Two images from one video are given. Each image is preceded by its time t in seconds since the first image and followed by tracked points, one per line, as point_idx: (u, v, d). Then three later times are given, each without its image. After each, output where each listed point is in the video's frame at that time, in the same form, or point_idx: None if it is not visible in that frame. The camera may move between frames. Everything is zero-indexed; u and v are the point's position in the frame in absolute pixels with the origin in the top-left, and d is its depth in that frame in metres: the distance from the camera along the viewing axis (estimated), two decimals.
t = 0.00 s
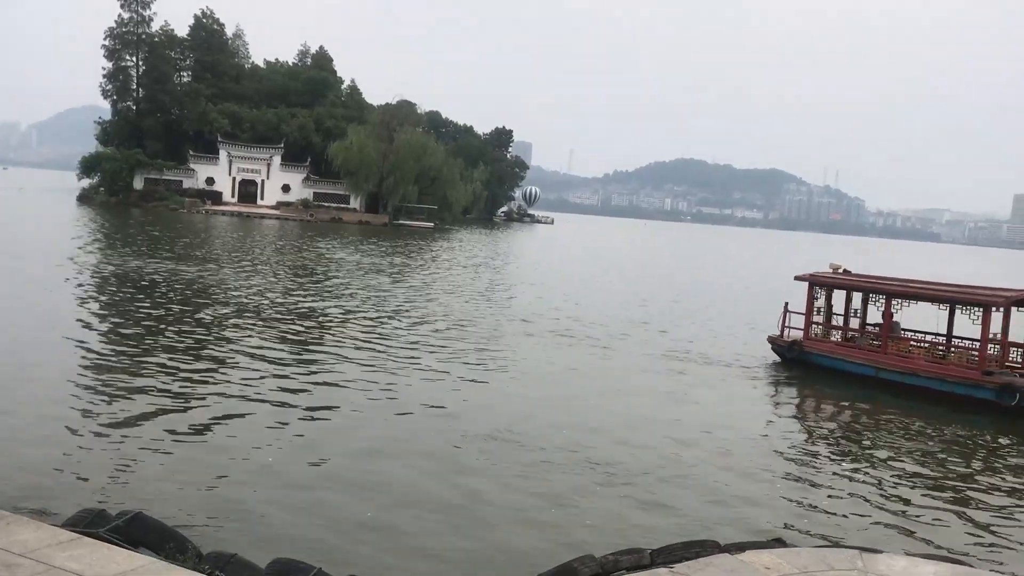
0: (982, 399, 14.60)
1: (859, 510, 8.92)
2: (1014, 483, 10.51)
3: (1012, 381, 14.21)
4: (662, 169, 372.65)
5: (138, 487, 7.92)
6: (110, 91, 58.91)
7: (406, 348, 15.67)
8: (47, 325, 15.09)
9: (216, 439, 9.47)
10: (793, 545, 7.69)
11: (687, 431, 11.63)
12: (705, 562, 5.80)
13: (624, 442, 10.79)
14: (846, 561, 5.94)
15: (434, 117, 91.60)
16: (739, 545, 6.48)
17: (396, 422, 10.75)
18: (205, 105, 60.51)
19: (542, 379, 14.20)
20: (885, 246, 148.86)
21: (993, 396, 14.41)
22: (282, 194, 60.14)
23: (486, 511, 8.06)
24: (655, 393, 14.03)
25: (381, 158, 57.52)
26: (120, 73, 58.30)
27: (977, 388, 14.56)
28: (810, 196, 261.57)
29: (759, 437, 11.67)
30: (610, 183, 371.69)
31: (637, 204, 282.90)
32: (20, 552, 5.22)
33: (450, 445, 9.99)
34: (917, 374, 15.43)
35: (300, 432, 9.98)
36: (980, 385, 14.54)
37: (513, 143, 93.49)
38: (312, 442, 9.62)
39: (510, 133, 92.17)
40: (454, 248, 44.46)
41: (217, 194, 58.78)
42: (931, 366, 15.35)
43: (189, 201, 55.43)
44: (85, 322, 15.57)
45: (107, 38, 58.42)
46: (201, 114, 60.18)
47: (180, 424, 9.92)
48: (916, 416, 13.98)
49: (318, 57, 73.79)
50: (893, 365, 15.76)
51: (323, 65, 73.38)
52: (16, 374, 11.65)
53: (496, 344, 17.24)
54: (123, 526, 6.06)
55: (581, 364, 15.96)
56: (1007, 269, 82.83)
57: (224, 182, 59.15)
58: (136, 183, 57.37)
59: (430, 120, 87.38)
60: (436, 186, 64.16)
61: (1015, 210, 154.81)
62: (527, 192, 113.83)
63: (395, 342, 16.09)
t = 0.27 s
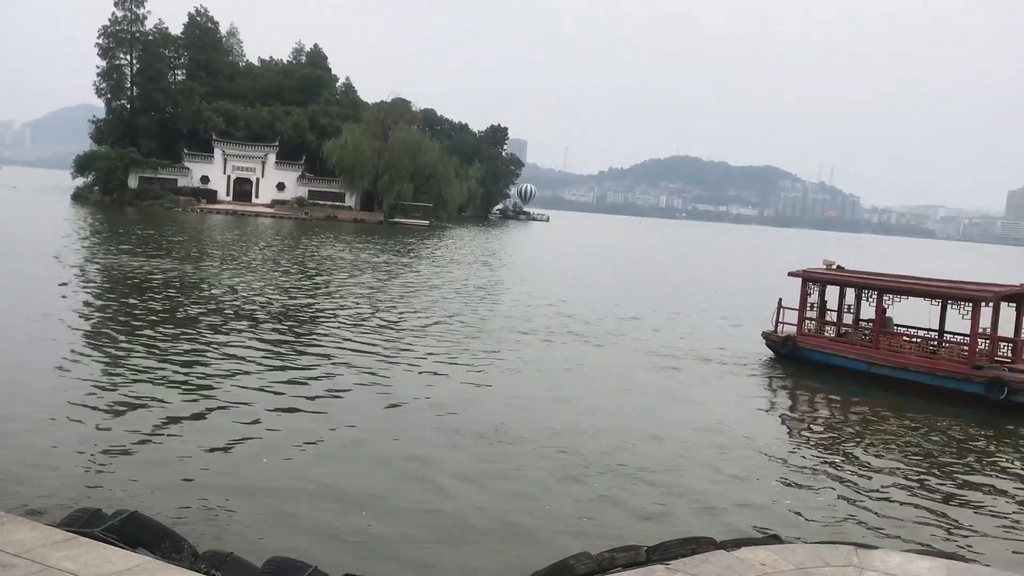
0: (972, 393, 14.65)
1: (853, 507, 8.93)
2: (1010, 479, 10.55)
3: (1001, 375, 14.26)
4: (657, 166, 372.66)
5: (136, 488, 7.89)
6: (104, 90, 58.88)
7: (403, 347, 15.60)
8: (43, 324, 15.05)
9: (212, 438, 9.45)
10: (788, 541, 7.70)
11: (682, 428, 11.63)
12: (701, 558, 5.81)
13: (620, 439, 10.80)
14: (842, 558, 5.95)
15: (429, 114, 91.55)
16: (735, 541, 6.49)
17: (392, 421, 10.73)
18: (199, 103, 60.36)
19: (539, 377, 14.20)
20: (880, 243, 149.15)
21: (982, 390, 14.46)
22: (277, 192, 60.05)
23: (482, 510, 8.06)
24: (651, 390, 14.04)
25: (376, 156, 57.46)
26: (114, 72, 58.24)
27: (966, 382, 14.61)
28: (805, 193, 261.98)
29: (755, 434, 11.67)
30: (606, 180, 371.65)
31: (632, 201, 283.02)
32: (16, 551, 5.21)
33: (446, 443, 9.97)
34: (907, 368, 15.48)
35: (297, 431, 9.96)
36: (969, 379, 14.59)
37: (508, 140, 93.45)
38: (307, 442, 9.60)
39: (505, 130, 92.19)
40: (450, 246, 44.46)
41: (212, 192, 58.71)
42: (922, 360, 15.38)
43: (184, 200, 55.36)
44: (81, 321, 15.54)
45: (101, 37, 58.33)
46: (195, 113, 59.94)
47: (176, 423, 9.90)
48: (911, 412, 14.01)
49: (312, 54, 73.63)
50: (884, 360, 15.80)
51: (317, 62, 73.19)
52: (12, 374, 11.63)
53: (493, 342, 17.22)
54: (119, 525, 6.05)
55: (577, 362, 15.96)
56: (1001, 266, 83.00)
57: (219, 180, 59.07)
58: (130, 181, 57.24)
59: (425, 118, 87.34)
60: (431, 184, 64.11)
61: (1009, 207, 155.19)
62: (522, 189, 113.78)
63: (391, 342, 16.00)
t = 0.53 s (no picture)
0: (961, 389, 14.66)
1: (848, 505, 8.94)
2: (1005, 477, 10.55)
3: (991, 371, 14.26)
4: (653, 165, 372.96)
5: (131, 488, 7.89)
6: (98, 90, 58.95)
7: (398, 347, 15.59)
8: (39, 325, 15.10)
9: (208, 438, 9.43)
10: (782, 539, 7.70)
11: (678, 427, 11.64)
12: (697, 558, 5.80)
13: (617, 438, 10.81)
14: (838, 556, 5.94)
15: (425, 114, 91.54)
16: (732, 540, 6.48)
17: (388, 420, 10.73)
18: (194, 104, 60.09)
19: (535, 376, 14.21)
20: (876, 242, 149.26)
21: (971, 386, 14.47)
22: (273, 192, 59.98)
23: (479, 509, 8.05)
24: (647, 389, 14.04)
25: (372, 156, 57.40)
26: (108, 72, 58.43)
27: (955, 378, 14.63)
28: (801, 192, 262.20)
29: (752, 432, 11.68)
30: (602, 180, 371.87)
31: (628, 201, 283.13)
32: (11, 553, 5.20)
33: (442, 443, 9.96)
34: (898, 365, 15.51)
35: (293, 431, 9.96)
36: (959, 375, 14.60)
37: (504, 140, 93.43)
38: (302, 441, 9.59)
39: (501, 130, 92.17)
40: (445, 245, 44.44)
41: (207, 193, 58.64)
42: (913, 357, 15.41)
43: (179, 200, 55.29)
44: (76, 321, 15.58)
45: (95, 37, 58.30)
46: (190, 113, 59.68)
47: (171, 423, 9.92)
48: (906, 409, 14.03)
49: (308, 54, 73.48)
50: (875, 356, 15.84)
51: (313, 63, 73.04)
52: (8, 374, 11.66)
53: (488, 341, 17.26)
54: (114, 526, 6.04)
55: (572, 361, 15.95)
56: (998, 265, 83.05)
57: (214, 180, 58.99)
58: (125, 182, 57.12)
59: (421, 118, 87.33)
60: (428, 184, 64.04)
61: (1004, 206, 155.33)
62: (518, 189, 113.74)
63: (386, 341, 15.99)
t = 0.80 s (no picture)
0: (951, 387, 14.72)
1: (843, 504, 8.96)
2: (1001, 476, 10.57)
3: (980, 369, 14.32)
4: (650, 166, 373.09)
5: (127, 490, 7.87)
6: (94, 91, 58.43)
7: (395, 347, 15.66)
8: (34, 325, 15.11)
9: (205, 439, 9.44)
10: (777, 539, 7.71)
11: (676, 428, 11.62)
12: (694, 558, 5.80)
13: (613, 438, 10.81)
14: (834, 556, 5.95)
15: (421, 115, 91.47)
16: (728, 540, 6.49)
17: (386, 420, 10.76)
18: (190, 104, 60.57)
19: (531, 376, 14.22)
20: (872, 242, 149.45)
21: (960, 384, 14.53)
22: (269, 193, 59.91)
23: (476, 510, 8.04)
24: (643, 389, 14.07)
25: (368, 156, 57.39)
26: (104, 73, 57.88)
27: (945, 376, 14.70)
28: (797, 192, 262.46)
29: (748, 432, 11.69)
30: (599, 180, 371.91)
31: (625, 201, 283.27)
32: (8, 555, 5.19)
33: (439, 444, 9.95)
34: (888, 363, 15.57)
35: (290, 432, 9.96)
36: (948, 373, 14.67)
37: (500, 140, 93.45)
38: (301, 442, 9.59)
39: (497, 131, 92.18)
40: (441, 246, 44.39)
41: (203, 194, 58.55)
42: (903, 355, 15.46)
43: (175, 201, 55.19)
44: (72, 322, 15.59)
45: (91, 37, 58.04)
46: (186, 114, 60.22)
47: (167, 423, 9.91)
48: (902, 407, 14.07)
49: (304, 55, 73.40)
50: (866, 355, 15.90)
51: (309, 63, 73.01)
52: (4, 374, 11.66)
53: (484, 340, 17.32)
54: (110, 527, 6.03)
55: (569, 361, 15.97)
56: (993, 265, 83.13)
57: (210, 181, 58.92)
58: (121, 183, 56.98)
59: (417, 119, 87.29)
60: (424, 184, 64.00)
61: (999, 206, 155.76)
62: (515, 190, 113.77)
63: (384, 341, 16.05)
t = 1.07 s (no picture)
0: (942, 387, 14.76)
1: (838, 505, 8.96)
2: (999, 478, 10.60)
3: (970, 369, 14.36)
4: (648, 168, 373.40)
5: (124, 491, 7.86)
6: (92, 94, 58.44)
7: (392, 348, 15.72)
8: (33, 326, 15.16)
9: (202, 440, 9.46)
10: (774, 541, 7.71)
11: (672, 429, 11.65)
12: (692, 560, 5.80)
13: (611, 440, 10.83)
14: (832, 558, 5.95)
15: (419, 117, 91.55)
16: (726, 542, 6.50)
17: (384, 421, 10.78)
18: (188, 107, 60.71)
19: (529, 378, 14.25)
20: (870, 243, 149.61)
21: (951, 383, 14.57)
22: (267, 195, 59.93)
23: (476, 512, 8.03)
24: (641, 391, 14.09)
25: (366, 159, 57.42)
26: (102, 75, 57.85)
27: (936, 376, 14.75)
28: (795, 193, 262.66)
29: (746, 434, 11.69)
30: (597, 183, 372.12)
31: (623, 203, 283.38)
32: (5, 558, 5.19)
33: (437, 446, 9.94)
34: (880, 363, 15.61)
35: (287, 433, 9.98)
36: (938, 373, 14.72)
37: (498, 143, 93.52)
38: (297, 444, 9.60)
39: (495, 133, 92.27)
40: (440, 248, 44.43)
41: (201, 196, 58.56)
42: (894, 355, 15.53)
43: (174, 203, 55.20)
44: (70, 323, 15.64)
45: (89, 40, 58.16)
46: (184, 116, 60.30)
47: (163, 425, 9.92)
48: (899, 408, 14.11)
49: (301, 58, 73.35)
50: (859, 355, 15.95)
51: (307, 66, 73.00)
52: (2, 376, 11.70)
53: (480, 342, 17.37)
54: (108, 530, 6.03)
55: (567, 363, 16.00)
56: (990, 267, 83.26)
57: (209, 184, 58.93)
58: (120, 185, 56.98)
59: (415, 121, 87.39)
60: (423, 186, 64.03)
61: (997, 207, 156.08)
62: (513, 192, 113.90)
63: (381, 343, 16.13)
